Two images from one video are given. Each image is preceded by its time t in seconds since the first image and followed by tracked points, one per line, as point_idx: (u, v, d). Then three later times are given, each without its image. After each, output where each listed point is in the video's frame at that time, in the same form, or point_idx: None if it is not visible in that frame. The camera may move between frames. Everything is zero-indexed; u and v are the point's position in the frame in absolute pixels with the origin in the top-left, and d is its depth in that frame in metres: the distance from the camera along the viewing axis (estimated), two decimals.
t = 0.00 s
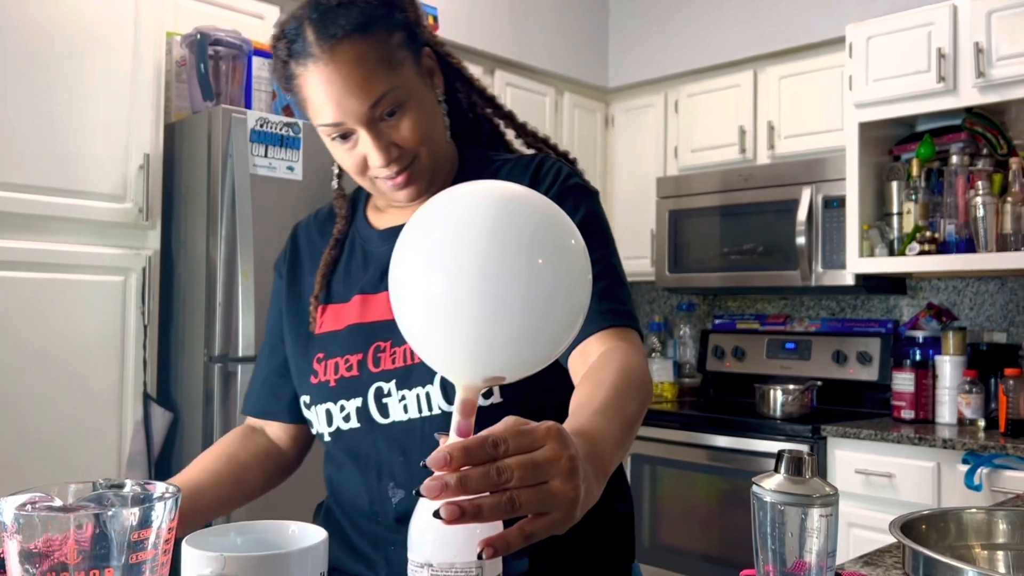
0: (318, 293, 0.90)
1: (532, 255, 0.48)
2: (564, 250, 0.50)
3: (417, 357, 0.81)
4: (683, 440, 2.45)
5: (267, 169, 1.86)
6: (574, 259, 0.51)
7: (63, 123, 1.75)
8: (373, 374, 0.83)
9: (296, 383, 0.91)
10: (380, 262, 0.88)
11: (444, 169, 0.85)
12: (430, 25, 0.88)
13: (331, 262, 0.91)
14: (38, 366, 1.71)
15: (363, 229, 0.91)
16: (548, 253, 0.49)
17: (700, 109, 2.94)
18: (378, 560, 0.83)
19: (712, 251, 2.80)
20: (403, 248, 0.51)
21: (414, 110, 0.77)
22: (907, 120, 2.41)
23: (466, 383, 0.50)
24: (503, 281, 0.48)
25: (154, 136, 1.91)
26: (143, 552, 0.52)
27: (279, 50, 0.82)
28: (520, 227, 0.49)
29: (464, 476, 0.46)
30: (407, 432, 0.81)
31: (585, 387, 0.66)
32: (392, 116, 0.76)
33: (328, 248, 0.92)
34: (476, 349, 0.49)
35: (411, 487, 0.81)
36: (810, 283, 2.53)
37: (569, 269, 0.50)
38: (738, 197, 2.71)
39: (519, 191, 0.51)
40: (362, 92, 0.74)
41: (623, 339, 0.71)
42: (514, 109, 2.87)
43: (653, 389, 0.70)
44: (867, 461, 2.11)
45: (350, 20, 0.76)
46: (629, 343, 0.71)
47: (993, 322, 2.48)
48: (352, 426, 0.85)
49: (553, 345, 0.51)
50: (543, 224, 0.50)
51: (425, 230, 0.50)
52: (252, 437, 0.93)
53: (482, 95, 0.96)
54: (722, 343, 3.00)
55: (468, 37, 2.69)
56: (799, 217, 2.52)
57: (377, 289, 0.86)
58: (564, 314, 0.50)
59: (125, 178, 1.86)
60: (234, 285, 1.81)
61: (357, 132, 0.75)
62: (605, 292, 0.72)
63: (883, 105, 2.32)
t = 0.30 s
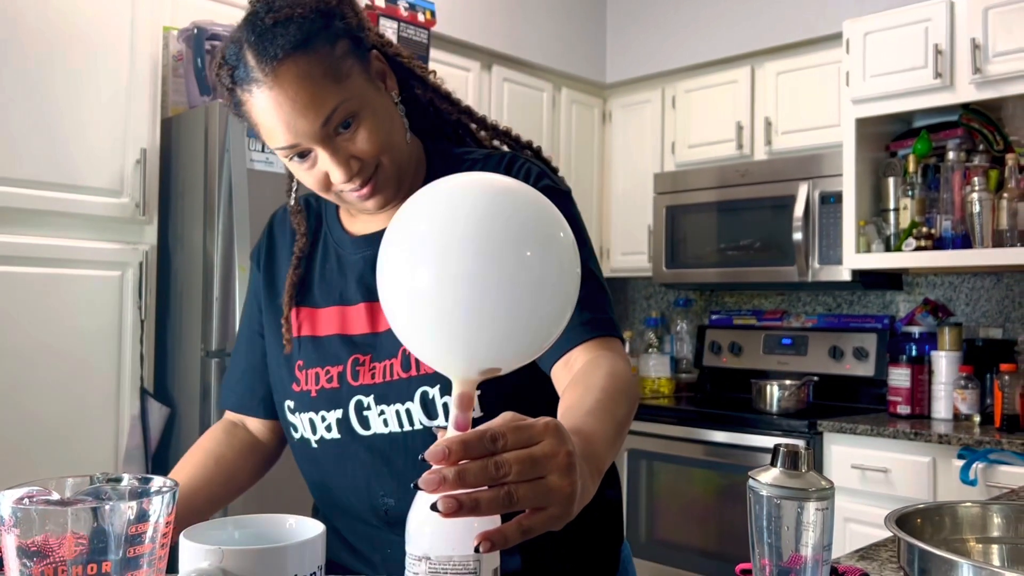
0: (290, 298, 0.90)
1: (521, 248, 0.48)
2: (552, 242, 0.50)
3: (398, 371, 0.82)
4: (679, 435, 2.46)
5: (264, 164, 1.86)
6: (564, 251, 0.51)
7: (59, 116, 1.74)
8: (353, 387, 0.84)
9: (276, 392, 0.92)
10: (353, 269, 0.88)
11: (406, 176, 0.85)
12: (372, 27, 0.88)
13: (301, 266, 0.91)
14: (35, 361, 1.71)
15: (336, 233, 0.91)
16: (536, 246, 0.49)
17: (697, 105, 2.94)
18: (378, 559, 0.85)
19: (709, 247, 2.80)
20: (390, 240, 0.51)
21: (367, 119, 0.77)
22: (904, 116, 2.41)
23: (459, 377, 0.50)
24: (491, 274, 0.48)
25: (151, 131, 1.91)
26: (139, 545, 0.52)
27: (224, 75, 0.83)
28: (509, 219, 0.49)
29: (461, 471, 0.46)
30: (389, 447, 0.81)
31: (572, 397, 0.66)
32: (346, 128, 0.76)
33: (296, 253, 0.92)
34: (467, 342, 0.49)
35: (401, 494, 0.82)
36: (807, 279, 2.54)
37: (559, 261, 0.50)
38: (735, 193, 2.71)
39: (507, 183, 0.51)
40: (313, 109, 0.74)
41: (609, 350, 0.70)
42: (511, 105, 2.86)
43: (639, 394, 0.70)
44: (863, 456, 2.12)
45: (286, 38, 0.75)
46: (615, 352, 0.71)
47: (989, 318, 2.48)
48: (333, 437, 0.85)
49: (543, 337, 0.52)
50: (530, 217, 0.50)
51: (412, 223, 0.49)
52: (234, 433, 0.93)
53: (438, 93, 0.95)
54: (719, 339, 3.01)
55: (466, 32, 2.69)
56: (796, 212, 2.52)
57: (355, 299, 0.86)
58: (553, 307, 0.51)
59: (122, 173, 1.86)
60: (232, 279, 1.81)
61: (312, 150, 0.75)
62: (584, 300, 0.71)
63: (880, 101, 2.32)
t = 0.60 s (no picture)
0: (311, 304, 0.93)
1: (522, 245, 0.48)
2: (554, 240, 0.50)
3: (417, 384, 0.84)
4: (675, 431, 2.46)
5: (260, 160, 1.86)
6: (566, 248, 0.51)
7: (55, 113, 1.74)
8: (374, 394, 0.86)
9: (303, 390, 0.95)
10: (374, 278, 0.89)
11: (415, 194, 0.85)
12: (373, 51, 0.89)
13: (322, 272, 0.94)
14: (33, 356, 1.71)
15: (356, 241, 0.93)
16: (538, 243, 0.49)
17: (694, 102, 2.94)
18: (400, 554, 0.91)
19: (705, 244, 2.81)
20: (392, 239, 0.51)
21: (371, 139, 0.78)
22: (901, 113, 2.41)
23: (459, 372, 0.51)
24: (492, 271, 0.48)
25: (148, 127, 1.90)
26: (136, 540, 0.52)
27: (235, 107, 0.86)
28: (510, 217, 0.49)
29: (456, 463, 0.47)
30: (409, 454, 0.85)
31: (569, 404, 0.67)
32: (352, 150, 0.77)
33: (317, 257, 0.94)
34: (468, 340, 0.49)
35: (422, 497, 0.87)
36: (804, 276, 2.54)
37: (561, 258, 0.50)
38: (732, 190, 2.71)
39: (510, 180, 0.51)
40: (317, 133, 0.75)
41: (613, 355, 0.71)
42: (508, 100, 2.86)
43: (640, 399, 0.71)
44: (858, 452, 2.13)
45: (288, 65, 0.77)
46: (618, 358, 0.71)
47: (984, 315, 2.49)
48: (356, 440, 0.89)
49: (545, 333, 0.52)
50: (534, 214, 0.50)
51: (414, 221, 0.50)
52: (239, 426, 0.93)
53: (442, 107, 0.95)
54: (715, 335, 3.02)
55: (463, 28, 2.69)
56: (792, 209, 2.53)
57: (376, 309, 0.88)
58: (555, 304, 0.51)
59: (119, 168, 1.86)
60: (229, 275, 1.81)
61: (320, 173, 0.77)
62: (588, 308, 0.71)
63: (876, 98, 2.32)
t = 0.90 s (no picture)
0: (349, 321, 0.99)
1: (526, 246, 0.48)
2: (559, 240, 0.50)
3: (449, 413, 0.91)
4: (675, 428, 2.46)
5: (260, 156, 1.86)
6: (570, 247, 0.51)
7: (56, 108, 1.74)
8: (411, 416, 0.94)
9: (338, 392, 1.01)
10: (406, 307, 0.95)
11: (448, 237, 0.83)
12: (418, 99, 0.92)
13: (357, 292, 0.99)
14: (31, 351, 1.70)
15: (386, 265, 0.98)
16: (542, 243, 0.49)
17: (694, 99, 2.94)
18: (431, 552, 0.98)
19: (705, 241, 2.81)
20: (395, 238, 0.51)
21: (406, 171, 0.77)
22: (901, 111, 2.41)
23: (462, 369, 0.51)
24: (495, 270, 0.48)
25: (148, 123, 1.90)
26: (136, 537, 0.52)
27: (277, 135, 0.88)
28: (514, 217, 0.49)
29: (459, 462, 0.47)
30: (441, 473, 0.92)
31: (578, 415, 0.70)
32: (386, 181, 0.76)
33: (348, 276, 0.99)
34: (470, 339, 0.49)
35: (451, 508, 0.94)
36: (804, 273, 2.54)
37: (565, 258, 0.50)
38: (732, 187, 2.71)
39: (515, 180, 0.51)
40: (353, 158, 0.75)
41: (625, 380, 0.73)
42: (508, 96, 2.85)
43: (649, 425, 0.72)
44: (857, 449, 2.13)
45: (333, 94, 0.80)
46: (631, 383, 0.73)
47: (984, 313, 2.49)
48: (396, 452, 0.97)
49: (549, 333, 0.52)
50: (538, 214, 0.50)
51: (417, 219, 0.50)
52: (246, 420, 0.94)
53: (480, 160, 0.96)
54: (715, 332, 3.02)
55: (464, 24, 2.69)
56: (793, 206, 2.52)
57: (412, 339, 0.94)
58: (559, 303, 0.51)
59: (119, 164, 1.86)
60: (229, 272, 1.81)
61: (351, 200, 0.76)
62: (603, 343, 0.74)
63: (876, 96, 2.32)
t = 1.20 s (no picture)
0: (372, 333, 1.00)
1: (528, 240, 0.49)
2: (560, 235, 0.50)
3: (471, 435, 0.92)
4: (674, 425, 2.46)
5: (260, 152, 1.86)
6: (572, 242, 0.51)
7: (56, 104, 1.74)
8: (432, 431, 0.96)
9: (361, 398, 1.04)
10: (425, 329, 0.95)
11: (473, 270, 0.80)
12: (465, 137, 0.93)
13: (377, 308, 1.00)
14: (30, 346, 1.70)
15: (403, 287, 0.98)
16: (544, 237, 0.49)
17: (694, 96, 2.94)
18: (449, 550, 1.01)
19: (705, 238, 2.80)
20: (395, 230, 0.51)
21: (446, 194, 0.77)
22: (901, 108, 2.41)
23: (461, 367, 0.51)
24: (496, 263, 0.48)
25: (147, 118, 1.90)
26: (135, 532, 0.52)
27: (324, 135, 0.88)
28: (516, 211, 0.49)
29: (456, 459, 0.48)
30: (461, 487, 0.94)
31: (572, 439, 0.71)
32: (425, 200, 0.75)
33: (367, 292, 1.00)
34: (470, 333, 0.49)
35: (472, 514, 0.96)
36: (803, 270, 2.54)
37: (566, 253, 0.50)
38: (732, 183, 2.71)
39: (518, 173, 0.51)
40: (399, 171, 0.75)
41: (622, 417, 0.73)
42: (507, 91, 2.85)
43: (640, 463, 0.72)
44: (856, 447, 2.13)
45: (390, 107, 0.80)
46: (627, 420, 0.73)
47: (983, 311, 2.49)
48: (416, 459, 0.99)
49: (549, 329, 0.52)
50: (541, 208, 0.50)
51: (418, 210, 0.50)
52: (250, 420, 0.93)
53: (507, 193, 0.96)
54: (714, 329, 3.02)
55: (464, 20, 2.68)
56: (792, 203, 2.52)
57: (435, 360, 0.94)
58: (561, 298, 0.51)
59: (119, 160, 1.85)
60: (228, 267, 1.81)
61: (386, 211, 0.74)
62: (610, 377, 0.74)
63: (876, 93, 2.32)
